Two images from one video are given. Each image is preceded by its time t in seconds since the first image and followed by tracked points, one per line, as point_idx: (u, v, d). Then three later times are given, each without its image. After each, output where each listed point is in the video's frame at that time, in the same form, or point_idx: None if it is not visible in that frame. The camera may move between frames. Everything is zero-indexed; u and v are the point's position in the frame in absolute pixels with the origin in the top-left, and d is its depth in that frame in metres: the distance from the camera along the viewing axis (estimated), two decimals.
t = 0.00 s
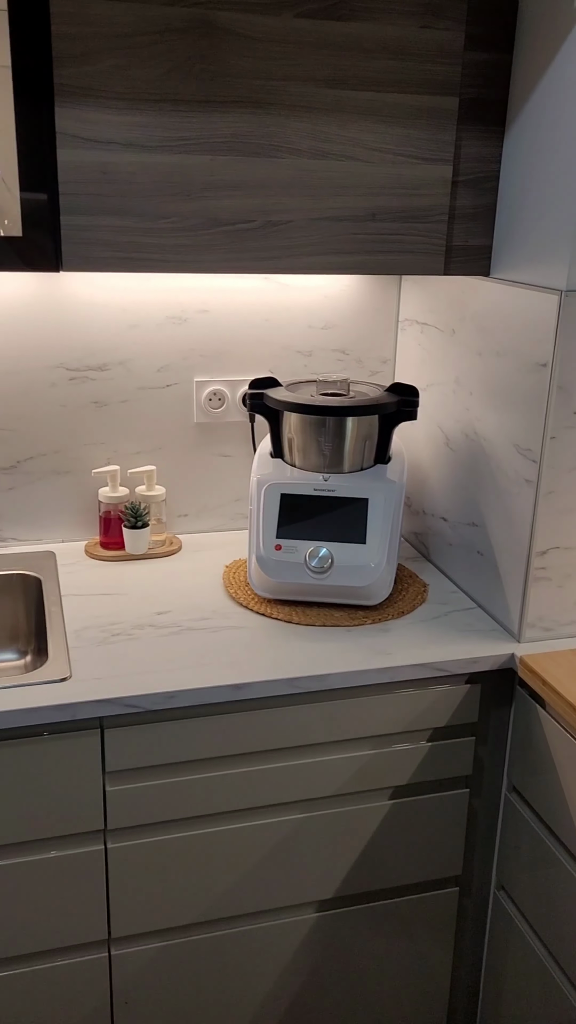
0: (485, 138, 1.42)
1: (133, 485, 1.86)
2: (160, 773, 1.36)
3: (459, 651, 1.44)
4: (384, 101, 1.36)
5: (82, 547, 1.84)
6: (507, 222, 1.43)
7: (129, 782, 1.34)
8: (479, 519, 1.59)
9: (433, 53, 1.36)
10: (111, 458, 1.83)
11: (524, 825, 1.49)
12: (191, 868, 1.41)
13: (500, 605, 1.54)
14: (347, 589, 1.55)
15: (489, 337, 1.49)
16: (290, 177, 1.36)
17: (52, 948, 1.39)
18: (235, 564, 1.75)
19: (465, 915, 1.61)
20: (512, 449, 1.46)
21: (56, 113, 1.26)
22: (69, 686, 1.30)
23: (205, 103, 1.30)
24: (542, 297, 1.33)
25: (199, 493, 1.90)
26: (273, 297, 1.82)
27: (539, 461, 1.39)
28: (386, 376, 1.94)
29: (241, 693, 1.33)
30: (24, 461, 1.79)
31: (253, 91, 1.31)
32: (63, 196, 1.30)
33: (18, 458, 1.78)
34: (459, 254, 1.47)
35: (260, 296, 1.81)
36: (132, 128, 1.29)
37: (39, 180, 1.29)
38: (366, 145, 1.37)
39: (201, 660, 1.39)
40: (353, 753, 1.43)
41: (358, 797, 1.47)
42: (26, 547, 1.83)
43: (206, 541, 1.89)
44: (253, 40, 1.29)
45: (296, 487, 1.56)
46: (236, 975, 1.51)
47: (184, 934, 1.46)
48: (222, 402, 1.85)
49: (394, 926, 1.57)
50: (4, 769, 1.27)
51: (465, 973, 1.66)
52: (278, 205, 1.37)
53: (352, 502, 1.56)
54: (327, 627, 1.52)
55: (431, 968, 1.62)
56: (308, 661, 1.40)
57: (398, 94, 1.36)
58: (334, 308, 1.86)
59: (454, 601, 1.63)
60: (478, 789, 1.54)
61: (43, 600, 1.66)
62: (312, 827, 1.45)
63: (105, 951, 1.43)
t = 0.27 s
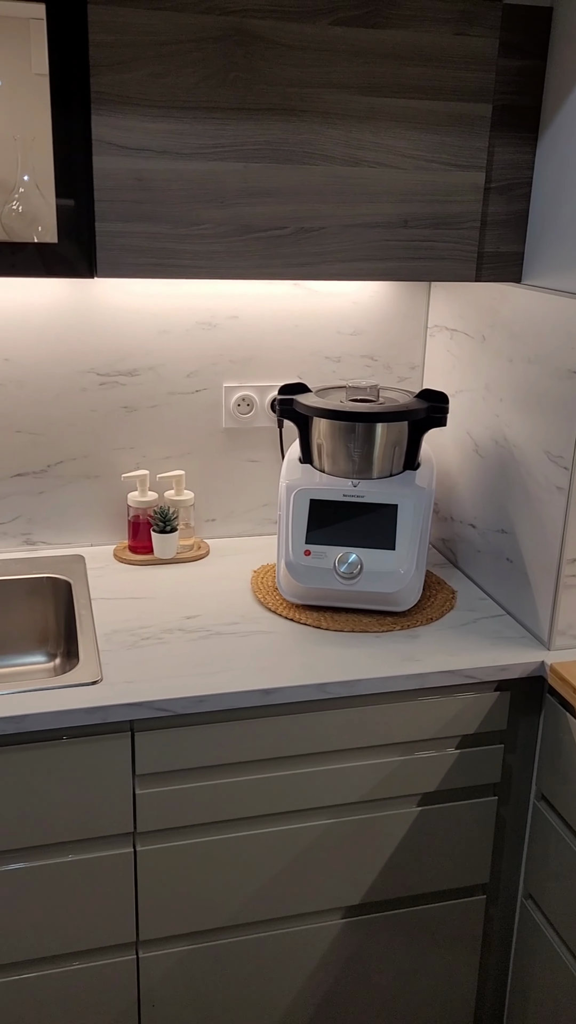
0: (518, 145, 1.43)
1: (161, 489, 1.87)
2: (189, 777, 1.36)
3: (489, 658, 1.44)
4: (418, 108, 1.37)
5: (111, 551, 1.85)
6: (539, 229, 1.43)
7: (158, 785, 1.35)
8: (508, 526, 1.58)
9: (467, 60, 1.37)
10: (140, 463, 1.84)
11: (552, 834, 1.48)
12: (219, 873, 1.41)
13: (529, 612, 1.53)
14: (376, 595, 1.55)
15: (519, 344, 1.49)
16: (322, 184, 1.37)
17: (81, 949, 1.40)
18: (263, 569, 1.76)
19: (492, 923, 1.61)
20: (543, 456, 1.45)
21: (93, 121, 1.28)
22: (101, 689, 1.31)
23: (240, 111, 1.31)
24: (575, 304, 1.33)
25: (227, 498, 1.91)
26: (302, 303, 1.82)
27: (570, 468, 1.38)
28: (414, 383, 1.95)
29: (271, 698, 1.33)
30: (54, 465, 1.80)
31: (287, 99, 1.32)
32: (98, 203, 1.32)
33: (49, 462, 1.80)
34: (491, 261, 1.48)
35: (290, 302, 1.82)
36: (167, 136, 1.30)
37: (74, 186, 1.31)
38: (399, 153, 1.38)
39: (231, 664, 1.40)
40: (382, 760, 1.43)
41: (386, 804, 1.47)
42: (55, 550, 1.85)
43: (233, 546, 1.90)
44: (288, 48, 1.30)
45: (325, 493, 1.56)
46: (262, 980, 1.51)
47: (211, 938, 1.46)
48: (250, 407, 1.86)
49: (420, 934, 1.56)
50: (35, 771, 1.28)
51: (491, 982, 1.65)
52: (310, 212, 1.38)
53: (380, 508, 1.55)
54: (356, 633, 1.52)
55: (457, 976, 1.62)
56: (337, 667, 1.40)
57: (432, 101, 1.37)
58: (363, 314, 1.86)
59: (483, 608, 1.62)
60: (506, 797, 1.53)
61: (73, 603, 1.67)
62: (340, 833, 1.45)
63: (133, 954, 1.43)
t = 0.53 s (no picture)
0: (543, 150, 1.43)
1: (183, 493, 1.88)
2: (210, 780, 1.36)
3: (511, 663, 1.44)
4: (443, 113, 1.37)
5: (132, 554, 1.86)
6: (564, 234, 1.43)
7: (179, 788, 1.35)
8: (530, 532, 1.58)
9: (493, 66, 1.37)
10: (162, 466, 1.85)
11: (573, 842, 1.48)
12: (239, 877, 1.41)
13: (551, 618, 1.52)
14: (397, 600, 1.55)
15: (543, 349, 1.48)
16: (346, 189, 1.37)
17: (101, 952, 1.40)
18: (284, 573, 1.76)
19: (511, 931, 1.60)
20: (566, 462, 1.45)
21: (120, 126, 1.29)
22: (123, 691, 1.32)
23: (265, 116, 1.32)
24: None
25: (248, 502, 1.91)
26: (324, 308, 1.83)
27: None
28: (436, 388, 1.94)
29: (292, 702, 1.33)
30: (77, 468, 1.81)
31: (312, 105, 1.33)
32: (124, 208, 1.33)
33: (71, 466, 1.81)
34: (515, 266, 1.48)
35: (312, 307, 1.82)
36: (193, 141, 1.31)
37: (98, 191, 1.32)
38: (424, 158, 1.38)
39: (252, 667, 1.40)
40: (402, 765, 1.43)
41: (406, 809, 1.46)
42: (76, 554, 1.86)
43: (254, 550, 1.91)
44: (314, 53, 1.31)
45: (346, 498, 1.55)
46: (281, 984, 1.51)
47: (230, 942, 1.46)
48: (271, 412, 1.86)
49: (439, 940, 1.56)
50: (57, 773, 1.29)
51: (510, 990, 1.64)
52: (335, 218, 1.38)
53: (402, 513, 1.55)
54: (377, 638, 1.52)
55: (476, 984, 1.61)
56: (358, 672, 1.40)
57: (458, 106, 1.37)
58: (384, 319, 1.86)
59: (504, 614, 1.62)
60: (527, 804, 1.52)
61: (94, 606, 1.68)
62: (360, 838, 1.44)
63: (152, 956, 1.44)
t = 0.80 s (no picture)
0: (565, 157, 1.43)
1: (201, 497, 1.89)
2: (228, 784, 1.37)
3: (530, 670, 1.43)
4: (466, 120, 1.37)
5: (150, 558, 1.87)
6: None
7: (197, 792, 1.36)
8: (549, 538, 1.57)
9: (516, 73, 1.37)
10: (181, 471, 1.86)
11: None
12: (256, 881, 1.41)
13: (571, 624, 1.52)
14: (416, 606, 1.55)
15: (563, 355, 1.48)
16: (369, 196, 1.38)
17: (118, 954, 1.41)
18: (302, 578, 1.77)
19: (529, 939, 1.59)
20: None
21: (144, 132, 1.30)
22: (142, 694, 1.32)
23: (289, 123, 1.33)
24: None
25: (266, 507, 1.92)
26: (344, 314, 1.83)
27: None
28: (454, 394, 1.94)
29: (311, 706, 1.33)
30: (96, 472, 1.82)
31: (336, 112, 1.33)
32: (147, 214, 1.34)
33: (90, 470, 1.82)
34: (536, 273, 1.48)
35: (331, 313, 1.82)
36: (217, 148, 1.32)
37: (123, 196, 1.34)
38: (446, 165, 1.39)
39: (271, 671, 1.40)
40: (421, 771, 1.43)
41: (424, 815, 1.46)
42: (95, 557, 1.87)
43: (271, 554, 1.91)
44: (337, 61, 1.31)
45: (366, 503, 1.55)
46: (297, 989, 1.51)
47: (246, 946, 1.47)
48: (290, 417, 1.87)
49: (456, 946, 1.55)
50: (77, 775, 1.30)
51: (527, 998, 1.63)
52: (357, 224, 1.39)
53: (421, 519, 1.55)
54: (396, 644, 1.52)
55: (493, 991, 1.61)
56: (377, 677, 1.40)
57: (480, 113, 1.38)
58: (404, 325, 1.87)
59: (523, 621, 1.61)
60: (545, 812, 1.52)
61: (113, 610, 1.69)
62: (378, 844, 1.44)
63: (169, 959, 1.44)
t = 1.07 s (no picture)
0: None
1: (219, 500, 1.89)
2: (245, 787, 1.37)
3: (547, 675, 1.43)
4: (486, 125, 1.38)
5: (168, 560, 1.87)
6: None
7: (214, 794, 1.36)
8: (567, 544, 1.57)
9: (537, 79, 1.38)
10: (199, 474, 1.87)
11: None
12: (272, 884, 1.41)
13: None
14: (434, 610, 1.55)
15: None
16: (389, 201, 1.39)
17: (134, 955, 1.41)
18: (319, 582, 1.77)
19: (544, 945, 1.59)
20: None
21: (168, 138, 1.32)
22: (161, 695, 1.33)
23: (310, 128, 1.34)
24: None
25: (283, 510, 1.92)
26: (362, 318, 1.83)
27: None
28: (472, 398, 1.94)
29: (328, 710, 1.33)
30: (115, 475, 1.83)
31: (357, 118, 1.34)
32: (169, 218, 1.36)
33: (109, 472, 1.83)
34: (555, 278, 1.48)
35: (350, 317, 1.83)
36: (239, 153, 1.34)
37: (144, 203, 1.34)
38: (466, 170, 1.40)
39: (289, 675, 1.40)
40: (437, 776, 1.43)
41: (440, 820, 1.46)
42: (113, 559, 1.88)
43: (289, 558, 1.91)
44: (359, 66, 1.33)
45: (384, 507, 1.55)
46: (313, 993, 1.51)
47: (262, 950, 1.47)
48: (308, 421, 1.87)
49: (471, 952, 1.55)
50: (96, 776, 1.30)
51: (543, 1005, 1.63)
52: (377, 229, 1.40)
53: (439, 524, 1.54)
54: (413, 648, 1.52)
55: (508, 996, 1.60)
56: (394, 682, 1.39)
57: (501, 118, 1.38)
58: (422, 329, 1.87)
59: (540, 627, 1.61)
60: (562, 818, 1.51)
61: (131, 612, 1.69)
62: (394, 848, 1.44)
63: (185, 961, 1.45)
